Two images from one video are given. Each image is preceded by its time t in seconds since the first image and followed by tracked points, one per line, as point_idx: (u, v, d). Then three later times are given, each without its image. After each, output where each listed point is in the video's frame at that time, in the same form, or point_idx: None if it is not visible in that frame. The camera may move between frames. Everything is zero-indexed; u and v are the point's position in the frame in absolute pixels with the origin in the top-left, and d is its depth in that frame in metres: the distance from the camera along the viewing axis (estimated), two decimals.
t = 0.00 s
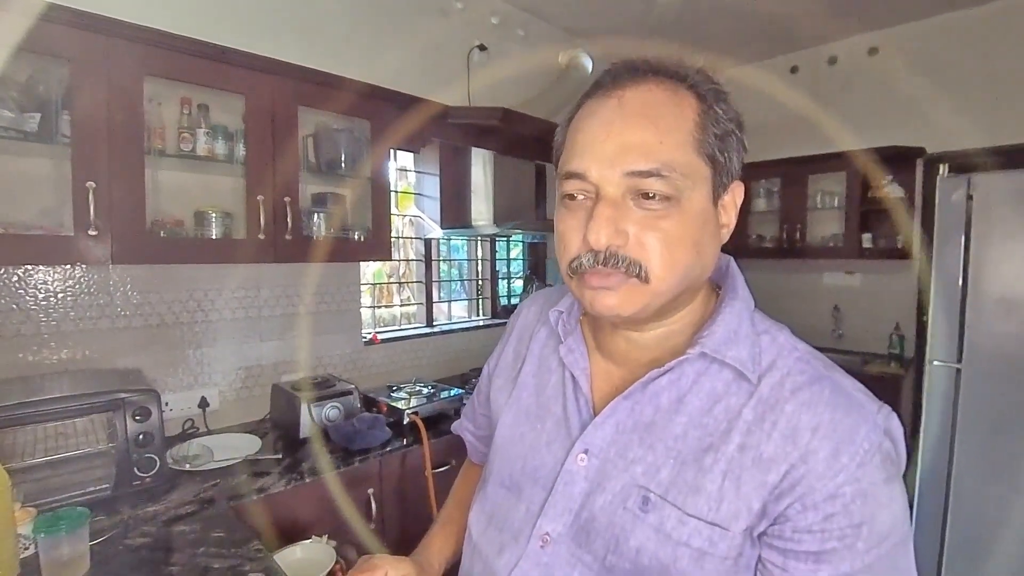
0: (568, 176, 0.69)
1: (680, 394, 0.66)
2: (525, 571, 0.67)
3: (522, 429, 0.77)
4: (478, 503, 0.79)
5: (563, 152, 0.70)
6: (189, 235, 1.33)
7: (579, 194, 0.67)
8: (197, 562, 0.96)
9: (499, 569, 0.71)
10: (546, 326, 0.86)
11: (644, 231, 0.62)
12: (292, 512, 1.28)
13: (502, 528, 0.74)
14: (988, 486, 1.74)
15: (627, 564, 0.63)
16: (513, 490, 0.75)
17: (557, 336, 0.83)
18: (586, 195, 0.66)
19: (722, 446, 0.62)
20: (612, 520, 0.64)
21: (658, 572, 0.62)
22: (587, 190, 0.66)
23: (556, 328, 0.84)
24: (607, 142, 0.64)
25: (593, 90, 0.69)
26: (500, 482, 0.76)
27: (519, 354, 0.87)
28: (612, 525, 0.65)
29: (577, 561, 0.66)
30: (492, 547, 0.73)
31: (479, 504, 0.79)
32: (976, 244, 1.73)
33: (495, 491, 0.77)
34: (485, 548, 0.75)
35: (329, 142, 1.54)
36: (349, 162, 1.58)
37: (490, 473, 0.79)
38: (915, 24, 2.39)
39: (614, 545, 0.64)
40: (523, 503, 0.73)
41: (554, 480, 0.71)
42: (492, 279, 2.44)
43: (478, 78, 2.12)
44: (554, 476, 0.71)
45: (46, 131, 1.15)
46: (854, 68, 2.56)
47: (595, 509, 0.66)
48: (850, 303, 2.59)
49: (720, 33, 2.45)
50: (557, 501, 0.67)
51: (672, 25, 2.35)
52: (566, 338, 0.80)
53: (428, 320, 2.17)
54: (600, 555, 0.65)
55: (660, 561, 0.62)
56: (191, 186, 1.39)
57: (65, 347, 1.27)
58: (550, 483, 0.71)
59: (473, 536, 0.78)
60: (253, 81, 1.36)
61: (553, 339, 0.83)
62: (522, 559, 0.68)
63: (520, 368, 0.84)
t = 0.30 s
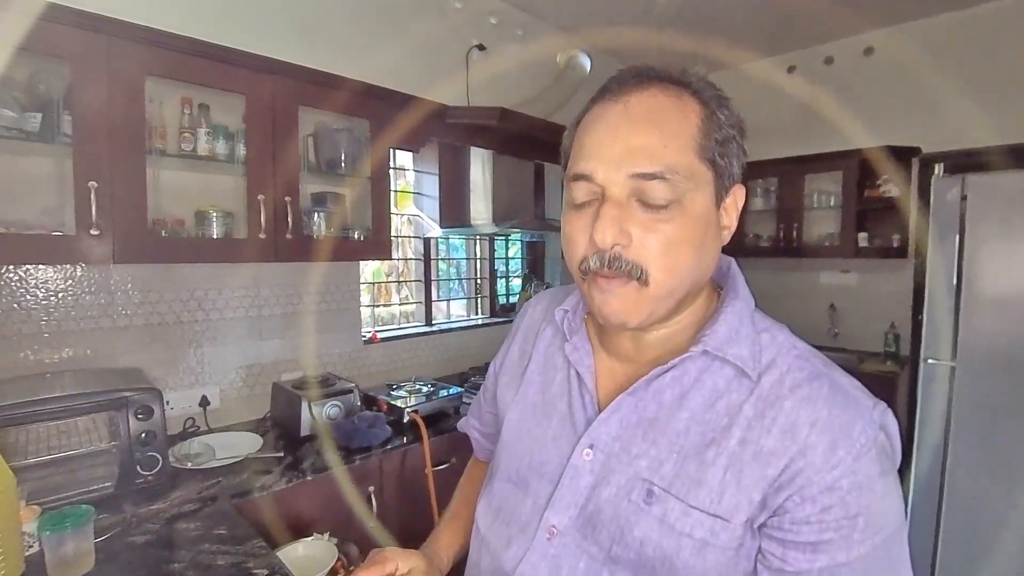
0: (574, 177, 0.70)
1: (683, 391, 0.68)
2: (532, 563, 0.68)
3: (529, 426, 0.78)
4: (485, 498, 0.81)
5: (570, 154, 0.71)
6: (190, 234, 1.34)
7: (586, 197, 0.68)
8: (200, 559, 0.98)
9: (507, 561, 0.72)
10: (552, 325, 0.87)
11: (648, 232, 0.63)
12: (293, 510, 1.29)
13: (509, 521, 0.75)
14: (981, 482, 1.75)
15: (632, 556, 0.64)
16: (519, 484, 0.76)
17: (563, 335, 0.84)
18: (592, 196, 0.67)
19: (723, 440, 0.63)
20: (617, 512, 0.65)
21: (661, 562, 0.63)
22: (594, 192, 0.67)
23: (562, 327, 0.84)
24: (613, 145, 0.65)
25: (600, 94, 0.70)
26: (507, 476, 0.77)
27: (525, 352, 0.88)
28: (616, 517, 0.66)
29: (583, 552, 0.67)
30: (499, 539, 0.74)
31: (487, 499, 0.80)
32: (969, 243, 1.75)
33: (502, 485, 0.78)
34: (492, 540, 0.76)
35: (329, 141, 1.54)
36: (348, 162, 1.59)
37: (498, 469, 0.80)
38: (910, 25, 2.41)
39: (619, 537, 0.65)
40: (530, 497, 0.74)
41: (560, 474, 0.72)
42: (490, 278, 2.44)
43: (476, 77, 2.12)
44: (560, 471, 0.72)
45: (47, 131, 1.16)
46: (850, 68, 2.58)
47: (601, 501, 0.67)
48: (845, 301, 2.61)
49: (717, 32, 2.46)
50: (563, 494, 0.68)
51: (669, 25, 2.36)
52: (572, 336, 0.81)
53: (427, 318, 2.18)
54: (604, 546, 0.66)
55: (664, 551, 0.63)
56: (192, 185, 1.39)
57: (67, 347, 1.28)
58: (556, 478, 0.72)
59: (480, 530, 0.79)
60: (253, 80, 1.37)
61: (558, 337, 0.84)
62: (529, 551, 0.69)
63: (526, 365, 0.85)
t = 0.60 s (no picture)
0: (569, 190, 0.71)
1: (680, 390, 0.69)
2: (533, 558, 0.69)
3: (530, 424, 0.79)
4: (487, 495, 0.82)
5: (564, 167, 0.72)
6: (191, 234, 1.34)
7: (581, 208, 0.69)
8: (203, 556, 1.02)
9: (508, 557, 0.73)
10: (551, 326, 0.88)
11: (641, 242, 0.64)
12: (294, 508, 1.30)
13: (510, 517, 0.76)
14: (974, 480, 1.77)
15: (630, 550, 0.65)
16: (520, 482, 0.77)
17: (563, 335, 0.85)
18: (586, 208, 0.68)
19: (719, 438, 0.64)
20: (616, 508, 0.66)
21: (659, 556, 0.64)
22: (588, 204, 0.68)
23: (562, 328, 0.85)
24: (605, 158, 0.66)
25: (590, 107, 0.71)
26: (509, 474, 0.78)
27: (525, 353, 0.89)
28: (615, 512, 0.67)
29: (583, 547, 0.68)
30: (501, 535, 0.75)
31: (488, 496, 0.81)
32: (963, 244, 1.76)
33: (504, 482, 0.79)
34: (494, 536, 0.77)
35: (328, 142, 1.55)
36: (347, 162, 1.60)
37: (499, 466, 0.81)
38: (906, 25, 2.41)
39: (618, 531, 0.66)
40: (530, 494, 0.75)
41: (560, 472, 0.73)
42: (489, 277, 2.45)
43: (475, 77, 2.13)
44: (560, 468, 0.73)
45: (48, 132, 1.17)
46: (847, 68, 2.58)
47: (600, 497, 0.68)
48: (842, 300, 2.62)
49: (714, 33, 2.47)
50: (563, 490, 0.69)
51: (666, 25, 2.36)
52: (572, 337, 0.82)
53: (425, 318, 2.18)
54: (603, 541, 0.67)
55: (661, 545, 0.64)
56: (192, 186, 1.40)
57: (68, 346, 1.29)
58: (557, 474, 0.73)
59: (482, 526, 0.80)
60: (253, 81, 1.37)
61: (558, 338, 0.85)
62: (531, 546, 0.70)
63: (527, 366, 0.86)
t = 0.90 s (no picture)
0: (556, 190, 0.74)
1: (679, 387, 0.70)
2: (537, 550, 0.70)
3: (533, 421, 0.80)
4: (490, 490, 0.83)
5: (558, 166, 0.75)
6: (194, 234, 1.35)
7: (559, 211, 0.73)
8: (209, 552, 1.04)
9: (512, 550, 0.74)
10: (554, 325, 0.89)
11: (601, 250, 0.67)
12: (298, 505, 1.32)
13: (514, 511, 0.77)
14: (968, 477, 1.78)
15: (631, 541, 0.67)
16: (524, 477, 0.78)
17: (564, 335, 0.86)
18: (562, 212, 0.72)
19: (717, 433, 0.65)
20: (618, 500, 0.68)
21: (659, 547, 0.65)
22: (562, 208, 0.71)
23: (563, 327, 0.87)
24: (575, 167, 0.69)
25: (588, 112, 0.73)
26: (512, 469, 0.80)
27: (528, 352, 0.90)
28: (617, 505, 0.68)
29: (585, 538, 0.69)
30: (505, 529, 0.77)
31: (492, 491, 0.82)
32: (959, 242, 1.76)
33: (507, 477, 0.80)
34: (499, 529, 0.78)
35: (330, 142, 1.56)
36: (349, 162, 1.61)
37: (502, 462, 0.82)
38: (904, 25, 2.42)
39: (619, 523, 0.67)
40: (534, 488, 0.76)
41: (563, 467, 0.74)
42: (489, 277, 2.46)
43: (475, 77, 2.14)
44: (563, 463, 0.74)
45: (53, 133, 1.17)
46: (844, 68, 2.60)
47: (602, 490, 0.69)
48: (839, 299, 2.64)
49: (713, 33, 2.48)
50: (566, 484, 0.71)
51: (665, 26, 2.37)
52: (573, 335, 0.83)
53: (426, 317, 2.20)
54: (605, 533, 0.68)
55: (662, 537, 0.65)
56: (195, 186, 1.41)
57: (72, 346, 1.30)
58: (559, 469, 0.74)
59: (486, 520, 0.81)
60: (256, 81, 1.38)
61: (560, 337, 0.87)
62: (534, 538, 0.71)
63: (530, 364, 0.87)
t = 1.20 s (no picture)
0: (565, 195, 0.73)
1: (677, 384, 0.71)
2: (539, 542, 0.72)
3: (534, 419, 0.81)
4: (493, 486, 0.84)
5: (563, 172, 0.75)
6: (198, 235, 1.36)
7: (573, 214, 0.72)
8: (215, 548, 1.06)
9: (515, 543, 0.76)
10: (556, 326, 0.90)
11: (625, 248, 0.67)
12: (301, 502, 1.33)
13: (516, 506, 0.78)
14: (965, 475, 1.79)
15: (630, 534, 0.68)
16: (525, 472, 0.79)
17: (566, 335, 0.88)
18: (577, 214, 0.71)
19: (713, 429, 0.67)
20: (617, 495, 0.69)
21: (658, 540, 0.67)
22: (579, 210, 0.71)
23: (565, 328, 0.88)
24: (593, 168, 0.69)
25: (590, 116, 0.74)
26: (515, 465, 0.81)
27: (530, 351, 0.91)
28: (616, 499, 0.69)
29: (585, 532, 0.70)
30: (508, 523, 0.78)
31: (495, 486, 0.84)
32: (956, 243, 1.77)
33: (510, 473, 0.81)
34: (501, 523, 0.79)
35: (332, 143, 1.57)
36: (350, 163, 1.62)
37: (505, 458, 0.83)
38: (903, 25, 2.43)
39: (619, 517, 0.69)
40: (536, 483, 0.77)
41: (564, 463, 0.75)
42: (490, 276, 2.47)
43: (476, 78, 2.15)
44: (564, 460, 0.75)
45: (58, 135, 1.19)
46: (845, 67, 2.60)
47: (602, 484, 0.70)
48: (839, 299, 2.64)
49: (713, 33, 2.48)
50: (567, 479, 0.72)
51: (664, 27, 2.38)
52: (575, 335, 0.84)
53: (427, 316, 2.21)
54: (604, 525, 0.70)
55: (660, 530, 0.66)
56: (198, 187, 1.42)
57: (77, 347, 1.31)
58: (561, 465, 0.75)
59: (489, 514, 0.82)
60: (259, 83, 1.39)
61: (562, 337, 0.88)
62: (537, 532, 0.72)
63: (532, 364, 0.89)
